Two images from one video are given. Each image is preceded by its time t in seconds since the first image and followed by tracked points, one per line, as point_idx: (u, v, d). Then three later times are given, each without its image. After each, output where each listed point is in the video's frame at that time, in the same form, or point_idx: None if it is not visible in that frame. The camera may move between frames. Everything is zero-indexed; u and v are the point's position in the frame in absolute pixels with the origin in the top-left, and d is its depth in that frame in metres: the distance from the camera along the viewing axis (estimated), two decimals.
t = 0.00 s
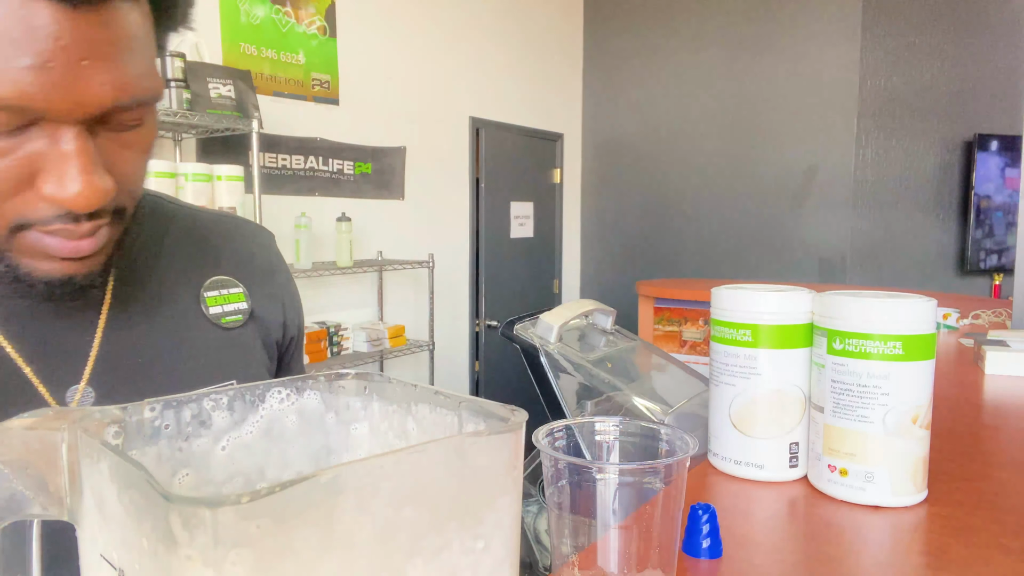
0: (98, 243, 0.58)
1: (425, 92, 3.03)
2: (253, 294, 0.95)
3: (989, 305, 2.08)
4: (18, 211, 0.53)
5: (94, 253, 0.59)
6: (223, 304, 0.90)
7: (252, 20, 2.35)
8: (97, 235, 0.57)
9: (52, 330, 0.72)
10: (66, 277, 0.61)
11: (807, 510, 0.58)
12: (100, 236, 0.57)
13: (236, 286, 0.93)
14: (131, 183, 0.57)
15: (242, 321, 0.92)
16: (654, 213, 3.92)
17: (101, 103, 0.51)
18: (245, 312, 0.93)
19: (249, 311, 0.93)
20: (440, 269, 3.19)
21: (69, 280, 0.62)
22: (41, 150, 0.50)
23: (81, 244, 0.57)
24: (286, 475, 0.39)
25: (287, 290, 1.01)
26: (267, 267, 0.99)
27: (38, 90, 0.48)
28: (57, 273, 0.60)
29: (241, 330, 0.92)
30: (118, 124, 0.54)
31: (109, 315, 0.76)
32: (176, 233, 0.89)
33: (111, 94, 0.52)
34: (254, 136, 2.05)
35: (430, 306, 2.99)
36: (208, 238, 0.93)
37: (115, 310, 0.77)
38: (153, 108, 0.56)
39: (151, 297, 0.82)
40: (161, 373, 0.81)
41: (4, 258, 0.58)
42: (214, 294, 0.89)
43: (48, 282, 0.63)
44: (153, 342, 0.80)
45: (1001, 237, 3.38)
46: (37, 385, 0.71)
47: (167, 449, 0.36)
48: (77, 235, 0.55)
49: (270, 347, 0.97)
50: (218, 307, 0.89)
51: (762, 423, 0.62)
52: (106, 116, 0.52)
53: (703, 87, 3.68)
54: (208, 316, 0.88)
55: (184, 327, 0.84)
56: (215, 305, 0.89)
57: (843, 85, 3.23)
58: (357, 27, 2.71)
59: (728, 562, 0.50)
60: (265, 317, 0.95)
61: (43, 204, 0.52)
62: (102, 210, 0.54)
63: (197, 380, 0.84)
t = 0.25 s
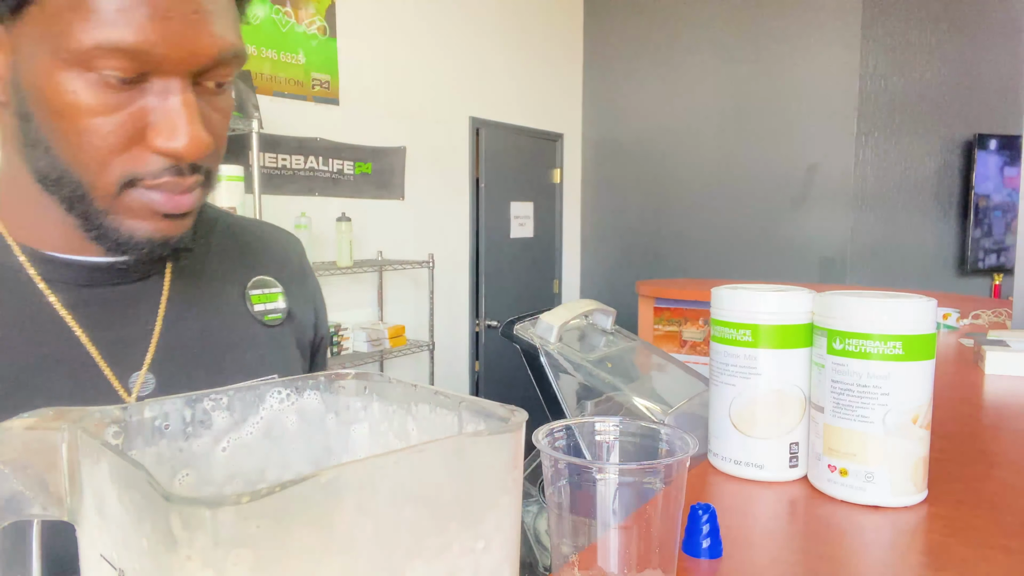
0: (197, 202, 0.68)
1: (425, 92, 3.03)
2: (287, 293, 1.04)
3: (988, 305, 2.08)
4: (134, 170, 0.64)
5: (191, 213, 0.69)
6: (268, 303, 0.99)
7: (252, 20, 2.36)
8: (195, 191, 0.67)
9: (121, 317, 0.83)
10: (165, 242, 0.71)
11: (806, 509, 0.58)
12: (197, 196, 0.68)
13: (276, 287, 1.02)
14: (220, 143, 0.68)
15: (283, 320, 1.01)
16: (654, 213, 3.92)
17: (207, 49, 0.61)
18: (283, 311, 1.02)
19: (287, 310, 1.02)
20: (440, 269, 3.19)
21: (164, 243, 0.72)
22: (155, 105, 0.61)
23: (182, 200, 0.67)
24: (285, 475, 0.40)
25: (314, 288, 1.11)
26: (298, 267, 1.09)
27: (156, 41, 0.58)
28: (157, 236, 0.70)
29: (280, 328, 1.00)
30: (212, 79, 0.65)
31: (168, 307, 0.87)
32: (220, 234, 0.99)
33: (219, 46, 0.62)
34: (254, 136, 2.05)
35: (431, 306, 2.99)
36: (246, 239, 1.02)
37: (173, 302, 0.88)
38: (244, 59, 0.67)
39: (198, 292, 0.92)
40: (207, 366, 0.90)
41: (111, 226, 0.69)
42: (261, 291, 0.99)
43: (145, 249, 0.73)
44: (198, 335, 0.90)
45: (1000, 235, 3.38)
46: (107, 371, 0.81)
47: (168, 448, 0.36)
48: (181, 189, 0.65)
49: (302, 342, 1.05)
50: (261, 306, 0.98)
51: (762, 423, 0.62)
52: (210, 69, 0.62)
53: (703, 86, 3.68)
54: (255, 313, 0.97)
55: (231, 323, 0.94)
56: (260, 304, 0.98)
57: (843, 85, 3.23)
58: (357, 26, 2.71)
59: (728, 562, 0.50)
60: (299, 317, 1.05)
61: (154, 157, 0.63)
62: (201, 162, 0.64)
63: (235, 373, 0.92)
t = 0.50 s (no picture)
0: (233, 181, 0.80)
1: (425, 92, 3.03)
2: (316, 281, 1.18)
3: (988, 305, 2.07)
4: (178, 151, 0.75)
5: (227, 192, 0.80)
6: (294, 290, 1.12)
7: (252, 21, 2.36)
8: (232, 170, 0.78)
9: (166, 306, 0.95)
10: (202, 221, 0.81)
11: (806, 510, 0.58)
12: (233, 175, 0.79)
13: (303, 276, 1.15)
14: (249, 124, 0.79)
15: (311, 304, 1.13)
16: (654, 213, 3.93)
17: (241, 37, 0.72)
18: (311, 296, 1.14)
19: (315, 297, 1.15)
20: (440, 269, 3.19)
21: (203, 222, 0.82)
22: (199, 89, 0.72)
23: (220, 178, 0.78)
24: (286, 475, 0.40)
25: (342, 275, 1.24)
26: (322, 257, 1.22)
27: (198, 29, 0.69)
28: (196, 216, 0.80)
29: (308, 314, 1.12)
30: (242, 67, 0.77)
31: (206, 297, 0.99)
32: (247, 234, 1.14)
33: (248, 34, 0.74)
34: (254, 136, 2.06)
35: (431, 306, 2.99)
36: (273, 237, 1.17)
37: (210, 292, 1.00)
38: (270, 52, 0.79)
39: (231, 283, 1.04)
40: (241, 351, 1.01)
41: (155, 206, 0.79)
42: (286, 280, 1.12)
43: (183, 231, 0.83)
44: (232, 324, 1.02)
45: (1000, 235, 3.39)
46: (156, 357, 0.92)
47: (167, 448, 0.36)
48: (220, 167, 0.77)
49: (340, 326, 1.17)
50: (290, 294, 1.11)
51: (762, 423, 0.62)
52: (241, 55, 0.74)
53: (703, 86, 3.68)
54: (283, 300, 1.09)
55: (261, 313, 1.06)
56: (288, 291, 1.11)
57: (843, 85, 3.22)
58: (357, 26, 2.70)
59: (728, 563, 0.50)
60: (327, 298, 1.17)
61: (197, 139, 0.74)
62: (236, 140, 0.76)
63: (264, 360, 1.03)
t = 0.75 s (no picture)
0: (244, 168, 0.80)
1: (425, 92, 3.03)
2: (342, 268, 1.16)
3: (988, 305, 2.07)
4: (185, 141, 0.75)
5: (238, 178, 0.80)
6: (319, 278, 1.09)
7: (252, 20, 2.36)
8: (242, 157, 0.78)
9: (198, 301, 0.94)
10: (217, 210, 0.82)
11: (807, 510, 0.58)
12: (243, 162, 0.79)
13: (328, 263, 1.13)
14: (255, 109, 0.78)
15: (338, 293, 1.11)
16: (653, 213, 3.93)
17: (234, 20, 0.71)
18: (337, 285, 1.12)
19: (343, 284, 1.13)
20: (440, 269, 3.19)
21: (219, 213, 0.82)
22: (200, 77, 0.72)
23: (231, 166, 0.78)
24: (287, 475, 0.40)
25: (368, 260, 1.22)
26: (347, 243, 1.20)
27: (190, 15, 0.68)
28: (210, 205, 0.81)
29: (336, 302, 1.11)
30: (242, 51, 0.76)
31: (235, 289, 0.98)
32: (269, 227, 1.12)
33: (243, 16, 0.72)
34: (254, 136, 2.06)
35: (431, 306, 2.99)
36: (295, 228, 1.16)
37: (239, 283, 0.99)
38: (270, 33, 0.78)
39: (257, 274, 1.02)
40: (272, 343, 1.00)
41: (169, 199, 0.79)
42: (312, 270, 1.09)
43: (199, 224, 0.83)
44: (262, 315, 1.00)
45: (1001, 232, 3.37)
46: (190, 344, 0.90)
47: (167, 448, 0.36)
48: (229, 155, 0.76)
49: (369, 313, 1.15)
50: (316, 282, 1.09)
51: (762, 423, 0.62)
52: (238, 38, 0.73)
53: (703, 86, 3.68)
54: (311, 289, 1.07)
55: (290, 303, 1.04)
56: (315, 280, 1.09)
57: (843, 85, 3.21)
58: (357, 26, 2.70)
59: (728, 563, 0.49)
60: (354, 285, 1.15)
61: (203, 128, 0.74)
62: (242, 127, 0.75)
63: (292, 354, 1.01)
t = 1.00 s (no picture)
0: (246, 163, 0.77)
1: (425, 92, 3.04)
2: (354, 258, 1.12)
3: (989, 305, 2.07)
4: (182, 139, 0.72)
5: (241, 174, 0.77)
6: (330, 270, 1.06)
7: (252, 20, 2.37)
8: (243, 151, 0.75)
9: (213, 299, 0.91)
10: (222, 207, 0.79)
11: (807, 510, 0.58)
12: (244, 157, 0.75)
13: (339, 254, 1.09)
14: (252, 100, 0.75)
15: (349, 285, 1.07)
16: (653, 213, 3.93)
17: (222, 7, 0.67)
18: (349, 276, 1.08)
19: (355, 275, 1.09)
20: (440, 269, 3.19)
21: (225, 211, 0.80)
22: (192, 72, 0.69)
23: (232, 161, 0.75)
24: (287, 475, 0.40)
25: (380, 248, 1.17)
26: (358, 230, 1.16)
27: (175, 7, 0.64)
28: (214, 203, 0.78)
29: (348, 294, 1.07)
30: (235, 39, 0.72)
31: (248, 285, 0.95)
32: (278, 219, 1.08)
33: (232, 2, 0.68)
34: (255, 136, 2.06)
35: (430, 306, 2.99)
36: (304, 219, 1.11)
37: (251, 281, 0.96)
38: (263, 18, 0.74)
39: (269, 271, 0.99)
40: (287, 340, 0.97)
41: (172, 200, 0.77)
42: (323, 261, 1.06)
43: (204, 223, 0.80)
44: (277, 311, 0.97)
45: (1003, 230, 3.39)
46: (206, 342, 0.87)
47: (167, 448, 0.36)
48: (229, 150, 0.73)
49: (381, 305, 1.11)
50: (327, 275, 1.05)
51: (762, 423, 0.62)
52: (228, 26, 0.69)
53: (703, 86, 3.69)
54: (322, 283, 1.04)
55: (303, 300, 1.01)
56: (325, 273, 1.05)
57: (843, 84, 3.21)
58: (357, 27, 2.71)
59: (727, 562, 0.49)
60: (366, 274, 1.11)
61: (199, 125, 0.71)
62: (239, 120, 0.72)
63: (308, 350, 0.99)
